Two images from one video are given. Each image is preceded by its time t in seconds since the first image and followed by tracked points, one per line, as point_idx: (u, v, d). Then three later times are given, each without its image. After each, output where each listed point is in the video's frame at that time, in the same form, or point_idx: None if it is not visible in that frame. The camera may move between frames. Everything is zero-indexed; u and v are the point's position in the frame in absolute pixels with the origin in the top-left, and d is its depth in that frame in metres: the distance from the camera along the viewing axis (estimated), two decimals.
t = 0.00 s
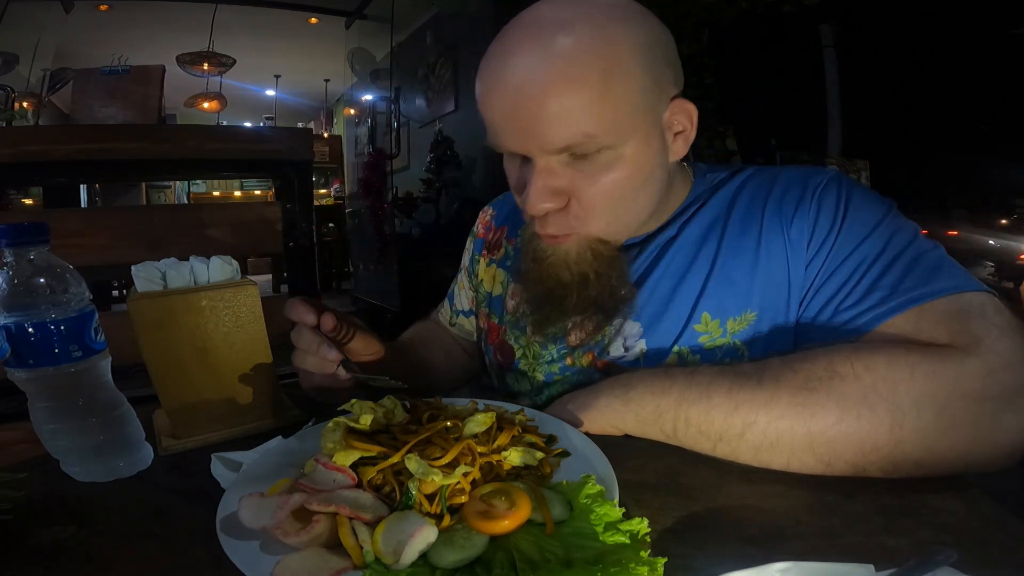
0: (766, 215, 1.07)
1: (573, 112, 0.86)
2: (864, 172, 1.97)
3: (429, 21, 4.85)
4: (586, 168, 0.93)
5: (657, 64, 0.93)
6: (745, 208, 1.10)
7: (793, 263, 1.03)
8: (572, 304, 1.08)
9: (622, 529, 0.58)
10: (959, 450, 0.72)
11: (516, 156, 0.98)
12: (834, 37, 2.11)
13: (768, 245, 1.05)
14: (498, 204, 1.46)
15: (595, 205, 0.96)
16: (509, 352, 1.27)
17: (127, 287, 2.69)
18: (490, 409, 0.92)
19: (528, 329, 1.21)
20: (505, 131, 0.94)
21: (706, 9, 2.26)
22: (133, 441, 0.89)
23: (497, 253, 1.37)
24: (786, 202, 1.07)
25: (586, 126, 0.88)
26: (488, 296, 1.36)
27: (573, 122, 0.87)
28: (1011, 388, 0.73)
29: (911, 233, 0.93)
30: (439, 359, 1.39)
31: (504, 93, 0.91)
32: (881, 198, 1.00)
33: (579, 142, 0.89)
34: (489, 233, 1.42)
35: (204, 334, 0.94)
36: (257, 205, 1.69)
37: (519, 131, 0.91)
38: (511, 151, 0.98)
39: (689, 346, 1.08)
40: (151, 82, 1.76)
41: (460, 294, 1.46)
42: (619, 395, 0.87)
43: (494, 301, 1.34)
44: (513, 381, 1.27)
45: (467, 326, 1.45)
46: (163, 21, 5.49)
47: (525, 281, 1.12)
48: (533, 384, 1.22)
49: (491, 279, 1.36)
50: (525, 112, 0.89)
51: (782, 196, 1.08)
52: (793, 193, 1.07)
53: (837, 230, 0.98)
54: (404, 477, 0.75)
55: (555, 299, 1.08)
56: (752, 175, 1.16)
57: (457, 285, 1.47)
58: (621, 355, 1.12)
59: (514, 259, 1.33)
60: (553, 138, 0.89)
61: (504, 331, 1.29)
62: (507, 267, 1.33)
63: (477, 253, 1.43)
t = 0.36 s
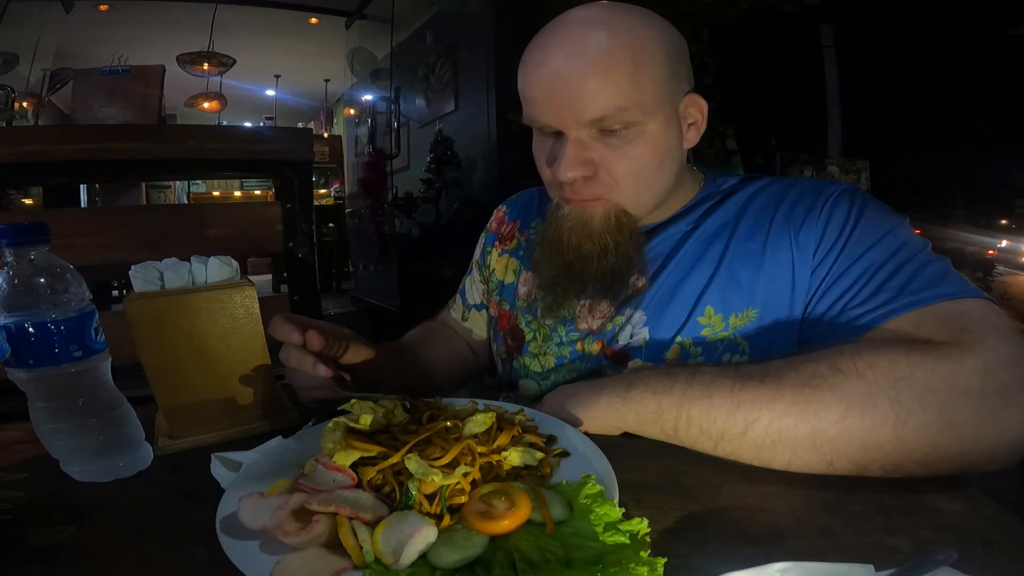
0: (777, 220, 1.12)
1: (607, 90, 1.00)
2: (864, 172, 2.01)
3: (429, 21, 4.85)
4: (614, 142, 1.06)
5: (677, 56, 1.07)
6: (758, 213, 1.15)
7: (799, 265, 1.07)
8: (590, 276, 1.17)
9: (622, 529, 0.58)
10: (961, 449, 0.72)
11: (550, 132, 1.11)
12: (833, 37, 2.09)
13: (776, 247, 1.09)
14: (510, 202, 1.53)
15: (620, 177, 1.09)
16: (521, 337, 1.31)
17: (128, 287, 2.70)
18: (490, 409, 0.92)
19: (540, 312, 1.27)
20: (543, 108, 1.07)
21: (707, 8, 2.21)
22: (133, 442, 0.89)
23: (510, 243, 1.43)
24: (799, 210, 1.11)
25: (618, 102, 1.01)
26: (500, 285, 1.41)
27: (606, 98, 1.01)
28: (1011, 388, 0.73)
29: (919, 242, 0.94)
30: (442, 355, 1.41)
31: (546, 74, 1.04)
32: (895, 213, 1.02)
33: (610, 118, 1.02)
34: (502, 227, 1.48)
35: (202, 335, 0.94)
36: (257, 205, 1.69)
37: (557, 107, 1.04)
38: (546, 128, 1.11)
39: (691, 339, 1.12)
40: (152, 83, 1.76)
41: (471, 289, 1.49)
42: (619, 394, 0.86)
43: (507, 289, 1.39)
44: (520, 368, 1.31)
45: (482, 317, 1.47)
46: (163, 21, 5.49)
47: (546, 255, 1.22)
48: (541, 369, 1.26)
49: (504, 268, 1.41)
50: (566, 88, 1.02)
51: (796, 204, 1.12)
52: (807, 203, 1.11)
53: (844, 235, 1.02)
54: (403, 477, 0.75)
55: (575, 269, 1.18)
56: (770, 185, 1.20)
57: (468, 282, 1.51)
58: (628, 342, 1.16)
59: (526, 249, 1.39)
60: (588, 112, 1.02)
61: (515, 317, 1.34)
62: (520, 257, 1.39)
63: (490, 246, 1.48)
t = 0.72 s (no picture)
0: (779, 225, 1.15)
1: (613, 68, 1.12)
2: (864, 171, 2.04)
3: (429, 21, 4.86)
4: (619, 119, 1.15)
5: (675, 51, 1.20)
6: (764, 217, 1.18)
7: (797, 268, 1.10)
8: (603, 257, 1.23)
9: (622, 529, 0.58)
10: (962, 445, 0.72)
11: (563, 113, 1.22)
12: (833, 37, 2.12)
13: (775, 250, 1.13)
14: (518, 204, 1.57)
15: (627, 151, 1.17)
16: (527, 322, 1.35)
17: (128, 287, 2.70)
18: (490, 408, 0.92)
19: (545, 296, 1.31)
20: (556, 88, 1.18)
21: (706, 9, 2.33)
22: (133, 442, 0.89)
23: (517, 238, 1.46)
24: (802, 216, 1.13)
25: (622, 79, 1.12)
26: (506, 276, 1.45)
27: (612, 76, 1.12)
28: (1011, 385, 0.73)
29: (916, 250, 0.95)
30: (445, 352, 1.40)
31: (560, 58, 1.16)
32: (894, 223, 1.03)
33: (615, 95, 1.13)
34: (509, 223, 1.52)
35: (201, 335, 0.94)
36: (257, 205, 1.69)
37: (569, 86, 1.15)
38: (559, 109, 1.22)
39: (693, 336, 1.16)
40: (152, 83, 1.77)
41: (480, 284, 1.51)
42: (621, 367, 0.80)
43: (513, 279, 1.43)
44: (524, 353, 1.34)
45: (490, 312, 1.49)
46: (163, 21, 5.50)
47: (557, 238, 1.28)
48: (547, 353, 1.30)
49: (511, 260, 1.44)
50: (576, 68, 1.14)
51: (798, 210, 1.14)
52: (809, 209, 1.14)
53: (842, 241, 1.03)
54: (403, 477, 0.75)
55: (585, 250, 1.24)
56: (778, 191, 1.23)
57: (477, 278, 1.53)
58: (632, 333, 1.21)
59: (533, 242, 1.42)
60: (596, 88, 1.13)
61: (521, 305, 1.38)
62: (526, 249, 1.42)
63: (498, 241, 1.51)
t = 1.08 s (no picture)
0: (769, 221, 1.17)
1: (594, 69, 1.16)
2: (864, 172, 1.99)
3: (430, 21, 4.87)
4: (602, 116, 1.19)
5: (650, 55, 1.25)
6: (753, 213, 1.20)
7: (788, 262, 1.12)
8: (594, 246, 1.24)
9: (622, 529, 0.58)
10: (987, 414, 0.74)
11: (550, 113, 1.26)
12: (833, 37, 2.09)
13: (768, 244, 1.14)
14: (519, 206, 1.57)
15: (610, 147, 1.21)
16: (520, 313, 1.36)
17: (128, 287, 2.70)
18: (490, 408, 0.92)
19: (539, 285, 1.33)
20: (542, 89, 1.22)
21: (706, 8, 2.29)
22: (133, 442, 0.89)
23: (514, 235, 1.46)
24: (790, 214, 1.16)
25: (603, 80, 1.17)
26: (503, 271, 1.45)
27: (592, 76, 1.16)
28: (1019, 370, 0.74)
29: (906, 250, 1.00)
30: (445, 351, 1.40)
31: (543, 61, 1.20)
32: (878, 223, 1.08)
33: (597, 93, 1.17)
34: (508, 223, 1.52)
35: (201, 335, 0.94)
36: (256, 205, 1.69)
37: (552, 87, 1.20)
38: (546, 110, 1.26)
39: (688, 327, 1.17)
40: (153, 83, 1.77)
41: (479, 280, 1.51)
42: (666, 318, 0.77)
43: (509, 273, 1.43)
44: (519, 341, 1.34)
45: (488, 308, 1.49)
46: (163, 21, 5.50)
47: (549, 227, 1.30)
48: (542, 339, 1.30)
49: (507, 255, 1.44)
50: (559, 69, 1.18)
51: (786, 208, 1.17)
52: (796, 208, 1.17)
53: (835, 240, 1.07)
54: (403, 477, 0.75)
55: (574, 238, 1.26)
56: (762, 189, 1.26)
57: (476, 275, 1.53)
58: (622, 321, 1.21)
59: (529, 237, 1.42)
60: (579, 87, 1.17)
61: (517, 296, 1.38)
62: (523, 245, 1.42)
63: (496, 240, 1.51)
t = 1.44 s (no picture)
0: (757, 218, 1.18)
1: (586, 74, 1.19)
2: (864, 172, 2.01)
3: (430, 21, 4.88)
4: (595, 119, 1.22)
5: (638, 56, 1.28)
6: (740, 210, 1.21)
7: (775, 259, 1.13)
8: (590, 244, 1.26)
9: (622, 530, 0.58)
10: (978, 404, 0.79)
11: (544, 118, 1.28)
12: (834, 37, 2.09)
13: (760, 241, 1.14)
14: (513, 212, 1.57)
15: (605, 148, 1.24)
16: (517, 315, 1.35)
17: (127, 288, 2.70)
18: (491, 408, 0.92)
19: (534, 286, 1.32)
20: (535, 95, 1.25)
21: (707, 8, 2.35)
22: (133, 442, 0.89)
23: (509, 238, 1.46)
24: (778, 210, 1.17)
25: (595, 83, 1.19)
26: (499, 274, 1.45)
27: (585, 81, 1.19)
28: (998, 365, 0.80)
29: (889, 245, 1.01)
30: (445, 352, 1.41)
31: (536, 67, 1.23)
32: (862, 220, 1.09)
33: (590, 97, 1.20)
34: (503, 228, 1.51)
35: (201, 336, 0.94)
36: (257, 205, 1.69)
37: (547, 93, 1.22)
38: (541, 115, 1.28)
39: (687, 324, 1.16)
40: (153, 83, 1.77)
41: (477, 284, 1.51)
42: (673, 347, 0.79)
43: (505, 276, 1.43)
44: (516, 343, 1.34)
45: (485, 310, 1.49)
46: (163, 22, 5.50)
47: (544, 227, 1.32)
48: (538, 340, 1.30)
49: (503, 259, 1.44)
50: (552, 76, 1.21)
51: (773, 206, 1.18)
52: (784, 205, 1.17)
53: (819, 237, 1.08)
54: (403, 477, 0.75)
55: (569, 233, 1.27)
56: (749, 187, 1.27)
57: (473, 280, 1.53)
58: (619, 319, 1.20)
59: (524, 241, 1.42)
60: (572, 92, 1.20)
61: (512, 297, 1.38)
62: (518, 248, 1.42)
63: (492, 244, 1.51)
